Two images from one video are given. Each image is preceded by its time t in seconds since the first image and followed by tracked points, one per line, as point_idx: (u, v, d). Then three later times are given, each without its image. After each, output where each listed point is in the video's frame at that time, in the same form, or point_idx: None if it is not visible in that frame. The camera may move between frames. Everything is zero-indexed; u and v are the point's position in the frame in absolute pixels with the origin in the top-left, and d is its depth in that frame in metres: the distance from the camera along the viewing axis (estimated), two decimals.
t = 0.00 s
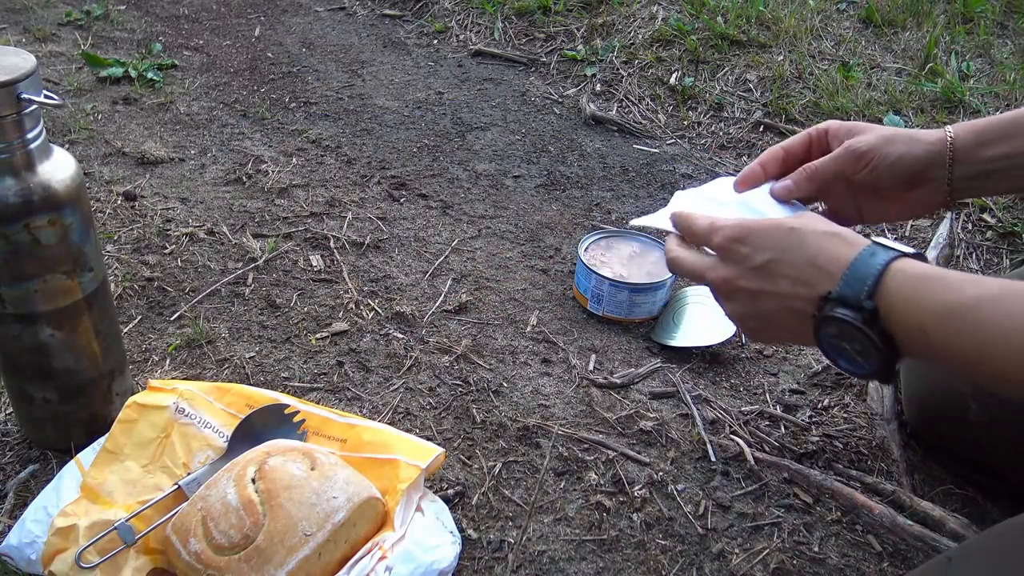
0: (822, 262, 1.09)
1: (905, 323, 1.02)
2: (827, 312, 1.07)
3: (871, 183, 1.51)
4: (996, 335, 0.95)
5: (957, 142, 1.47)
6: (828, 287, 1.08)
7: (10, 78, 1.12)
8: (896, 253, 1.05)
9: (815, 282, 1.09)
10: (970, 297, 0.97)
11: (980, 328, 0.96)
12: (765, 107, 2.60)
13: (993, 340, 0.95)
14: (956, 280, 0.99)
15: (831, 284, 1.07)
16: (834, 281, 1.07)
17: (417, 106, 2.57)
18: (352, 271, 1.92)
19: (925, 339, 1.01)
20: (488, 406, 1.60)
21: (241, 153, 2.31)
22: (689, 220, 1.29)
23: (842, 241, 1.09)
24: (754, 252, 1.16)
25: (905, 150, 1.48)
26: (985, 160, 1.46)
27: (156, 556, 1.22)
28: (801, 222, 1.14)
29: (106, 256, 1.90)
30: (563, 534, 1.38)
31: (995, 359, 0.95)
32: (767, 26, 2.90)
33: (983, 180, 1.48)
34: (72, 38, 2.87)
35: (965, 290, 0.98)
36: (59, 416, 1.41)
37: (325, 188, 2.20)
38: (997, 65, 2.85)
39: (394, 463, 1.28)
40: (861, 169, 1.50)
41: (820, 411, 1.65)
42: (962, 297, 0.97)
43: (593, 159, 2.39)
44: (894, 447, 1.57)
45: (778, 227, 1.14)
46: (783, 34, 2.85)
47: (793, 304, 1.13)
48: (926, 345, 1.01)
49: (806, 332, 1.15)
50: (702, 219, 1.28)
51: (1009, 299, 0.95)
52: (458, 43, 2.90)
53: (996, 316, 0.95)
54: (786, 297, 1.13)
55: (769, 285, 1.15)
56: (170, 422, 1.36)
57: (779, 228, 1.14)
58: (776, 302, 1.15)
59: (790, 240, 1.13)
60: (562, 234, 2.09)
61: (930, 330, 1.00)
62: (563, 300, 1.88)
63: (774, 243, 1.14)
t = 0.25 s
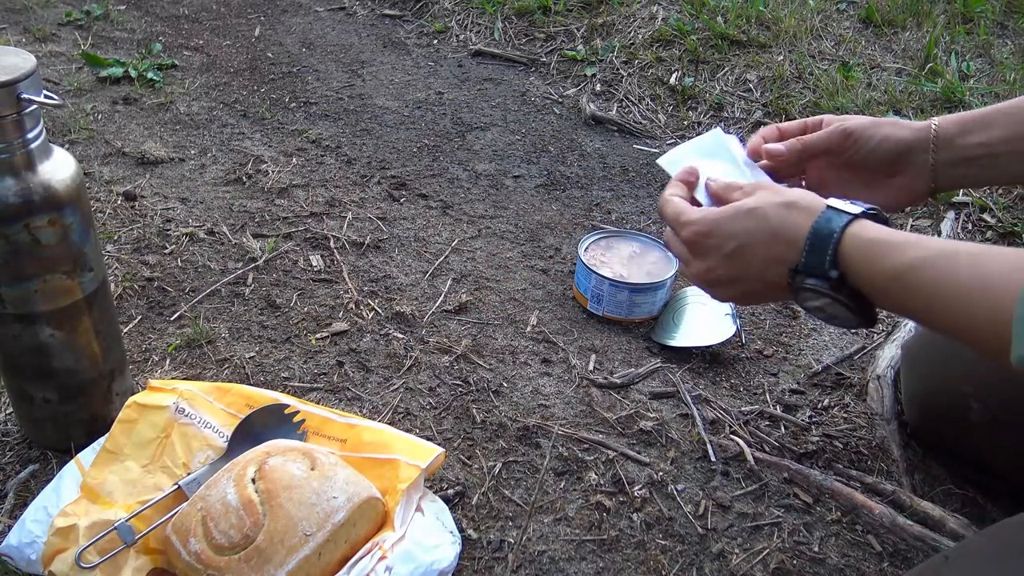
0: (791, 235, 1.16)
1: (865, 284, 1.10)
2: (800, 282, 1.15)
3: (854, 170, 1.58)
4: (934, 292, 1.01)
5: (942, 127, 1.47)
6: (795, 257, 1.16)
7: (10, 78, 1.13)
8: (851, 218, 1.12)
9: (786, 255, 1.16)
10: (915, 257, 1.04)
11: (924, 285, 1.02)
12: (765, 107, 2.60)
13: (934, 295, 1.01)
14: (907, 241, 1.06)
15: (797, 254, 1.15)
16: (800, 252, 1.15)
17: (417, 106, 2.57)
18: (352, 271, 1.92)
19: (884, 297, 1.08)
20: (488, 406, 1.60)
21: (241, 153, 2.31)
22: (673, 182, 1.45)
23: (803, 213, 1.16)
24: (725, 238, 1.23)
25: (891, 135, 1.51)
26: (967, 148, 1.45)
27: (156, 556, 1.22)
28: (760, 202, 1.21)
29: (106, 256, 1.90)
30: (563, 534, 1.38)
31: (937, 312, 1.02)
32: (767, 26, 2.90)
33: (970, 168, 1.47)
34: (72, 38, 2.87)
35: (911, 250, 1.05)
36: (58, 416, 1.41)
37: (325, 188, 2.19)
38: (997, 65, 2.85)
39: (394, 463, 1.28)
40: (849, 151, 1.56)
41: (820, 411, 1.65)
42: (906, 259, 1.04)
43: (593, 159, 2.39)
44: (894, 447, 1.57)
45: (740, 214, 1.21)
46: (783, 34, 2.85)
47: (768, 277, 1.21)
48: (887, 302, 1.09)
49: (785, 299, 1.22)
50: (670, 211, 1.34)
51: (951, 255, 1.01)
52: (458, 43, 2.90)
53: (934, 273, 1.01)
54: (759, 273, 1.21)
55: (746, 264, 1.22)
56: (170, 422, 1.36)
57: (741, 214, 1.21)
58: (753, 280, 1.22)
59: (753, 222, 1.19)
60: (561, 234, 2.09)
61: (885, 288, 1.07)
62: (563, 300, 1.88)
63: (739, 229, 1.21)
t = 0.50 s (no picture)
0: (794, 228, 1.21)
1: (868, 280, 1.14)
2: (803, 275, 1.21)
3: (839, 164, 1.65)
4: (930, 285, 1.05)
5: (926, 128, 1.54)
6: (801, 252, 1.20)
7: (10, 78, 1.13)
8: (855, 215, 1.16)
9: (791, 248, 1.22)
10: (911, 251, 1.08)
11: (920, 277, 1.06)
12: (765, 107, 2.61)
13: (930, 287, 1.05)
14: (905, 237, 1.10)
15: (803, 249, 1.20)
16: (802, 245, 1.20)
17: (417, 106, 2.57)
18: (352, 271, 1.92)
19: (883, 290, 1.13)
20: (488, 406, 1.60)
21: (241, 153, 2.31)
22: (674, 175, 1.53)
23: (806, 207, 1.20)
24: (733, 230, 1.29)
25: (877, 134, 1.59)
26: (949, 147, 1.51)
27: (156, 556, 1.22)
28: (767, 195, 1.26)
29: (106, 256, 1.90)
30: (563, 534, 1.38)
31: (932, 305, 1.05)
32: (767, 26, 2.91)
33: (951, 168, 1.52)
34: (72, 38, 2.87)
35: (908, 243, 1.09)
36: (58, 416, 1.41)
37: (325, 188, 2.19)
38: (997, 65, 2.85)
39: (394, 463, 1.28)
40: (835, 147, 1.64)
41: (820, 411, 1.65)
42: (904, 254, 1.08)
43: (593, 159, 2.39)
44: (894, 446, 1.57)
45: (748, 207, 1.26)
46: (783, 34, 2.85)
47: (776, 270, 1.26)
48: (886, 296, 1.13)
49: (792, 290, 1.28)
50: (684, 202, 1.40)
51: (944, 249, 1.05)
52: (458, 43, 2.90)
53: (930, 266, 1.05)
54: (768, 265, 1.26)
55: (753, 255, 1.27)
56: (170, 422, 1.36)
57: (750, 207, 1.26)
58: (761, 269, 1.28)
59: (761, 216, 1.24)
60: (562, 233, 2.09)
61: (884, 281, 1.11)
62: (563, 300, 1.88)
63: (748, 221, 1.26)
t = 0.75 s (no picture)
0: (800, 227, 1.21)
1: (871, 275, 1.14)
2: (808, 272, 1.21)
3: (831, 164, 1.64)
4: (930, 280, 1.06)
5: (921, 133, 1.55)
6: (806, 249, 1.21)
7: (10, 78, 1.13)
8: (859, 212, 1.16)
9: (796, 247, 1.22)
10: (913, 246, 1.08)
11: (921, 272, 1.07)
12: (765, 107, 2.61)
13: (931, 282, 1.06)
14: (908, 233, 1.11)
15: (808, 246, 1.20)
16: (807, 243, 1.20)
17: (417, 106, 2.57)
18: (352, 271, 1.92)
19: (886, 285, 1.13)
20: (488, 406, 1.60)
21: (241, 153, 2.31)
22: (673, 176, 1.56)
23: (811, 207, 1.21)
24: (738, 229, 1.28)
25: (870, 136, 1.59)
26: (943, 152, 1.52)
27: (156, 556, 1.22)
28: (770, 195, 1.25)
29: (106, 256, 1.90)
30: (563, 534, 1.38)
31: (933, 300, 1.06)
32: (767, 27, 2.91)
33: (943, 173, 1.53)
34: (72, 38, 2.87)
35: (911, 239, 1.10)
36: (58, 416, 1.41)
37: (325, 188, 2.19)
38: (997, 65, 2.85)
39: (394, 463, 1.28)
40: (829, 149, 1.63)
41: (820, 411, 1.65)
42: (905, 250, 1.09)
43: (593, 159, 2.39)
44: (894, 446, 1.57)
45: (752, 206, 1.26)
46: (783, 34, 2.85)
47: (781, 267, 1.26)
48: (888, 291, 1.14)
49: (797, 287, 1.28)
50: (689, 201, 1.40)
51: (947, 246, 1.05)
52: (458, 43, 2.90)
53: (930, 262, 1.06)
54: (773, 263, 1.26)
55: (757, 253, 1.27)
56: (170, 422, 1.36)
57: (754, 205, 1.26)
58: (766, 266, 1.28)
59: (764, 215, 1.24)
60: (562, 234, 2.09)
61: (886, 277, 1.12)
62: (563, 300, 1.88)
63: (752, 220, 1.26)
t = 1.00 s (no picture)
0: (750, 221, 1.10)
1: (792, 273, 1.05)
2: (746, 260, 1.08)
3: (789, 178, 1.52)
4: (846, 276, 0.97)
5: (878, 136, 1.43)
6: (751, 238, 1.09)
7: (10, 78, 1.13)
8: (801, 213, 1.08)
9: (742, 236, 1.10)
10: (828, 242, 1.01)
11: (837, 270, 0.99)
12: (765, 107, 2.61)
13: (847, 280, 0.98)
14: (822, 230, 1.03)
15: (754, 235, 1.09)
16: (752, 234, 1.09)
17: (417, 106, 2.57)
18: (352, 271, 1.92)
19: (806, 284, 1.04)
20: (488, 406, 1.60)
21: (240, 153, 2.31)
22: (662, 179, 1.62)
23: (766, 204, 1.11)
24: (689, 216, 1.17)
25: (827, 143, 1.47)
26: (899, 159, 1.41)
27: (156, 556, 1.22)
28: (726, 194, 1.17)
29: (106, 256, 1.90)
30: (563, 534, 1.38)
31: (850, 299, 0.98)
32: (767, 27, 2.91)
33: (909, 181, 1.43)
34: (72, 38, 2.87)
35: (826, 236, 1.02)
36: (58, 415, 1.41)
37: (325, 188, 2.19)
38: (997, 65, 2.85)
39: (394, 463, 1.28)
40: (787, 166, 1.50)
41: (820, 411, 1.65)
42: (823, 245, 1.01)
43: (593, 159, 2.39)
44: (894, 446, 1.57)
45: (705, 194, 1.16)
46: (783, 34, 2.85)
47: (720, 260, 1.14)
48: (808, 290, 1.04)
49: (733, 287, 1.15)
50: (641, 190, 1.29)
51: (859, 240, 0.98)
52: (458, 43, 2.90)
53: (846, 258, 0.98)
54: (713, 253, 1.14)
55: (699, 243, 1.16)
56: (170, 422, 1.36)
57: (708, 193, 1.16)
58: (704, 259, 1.16)
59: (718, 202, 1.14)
60: (562, 234, 2.09)
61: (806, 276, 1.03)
62: (563, 300, 1.88)
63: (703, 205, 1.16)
